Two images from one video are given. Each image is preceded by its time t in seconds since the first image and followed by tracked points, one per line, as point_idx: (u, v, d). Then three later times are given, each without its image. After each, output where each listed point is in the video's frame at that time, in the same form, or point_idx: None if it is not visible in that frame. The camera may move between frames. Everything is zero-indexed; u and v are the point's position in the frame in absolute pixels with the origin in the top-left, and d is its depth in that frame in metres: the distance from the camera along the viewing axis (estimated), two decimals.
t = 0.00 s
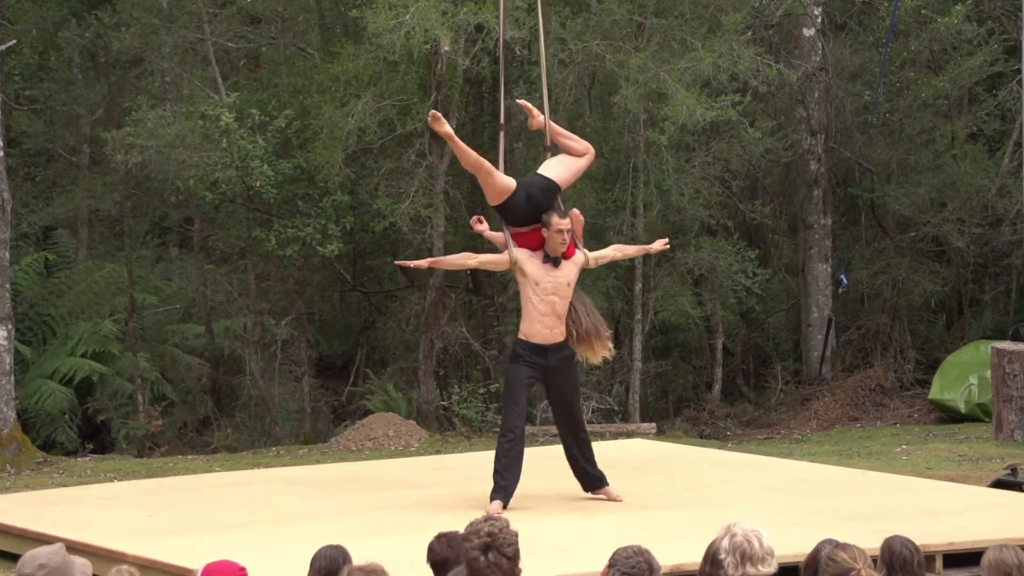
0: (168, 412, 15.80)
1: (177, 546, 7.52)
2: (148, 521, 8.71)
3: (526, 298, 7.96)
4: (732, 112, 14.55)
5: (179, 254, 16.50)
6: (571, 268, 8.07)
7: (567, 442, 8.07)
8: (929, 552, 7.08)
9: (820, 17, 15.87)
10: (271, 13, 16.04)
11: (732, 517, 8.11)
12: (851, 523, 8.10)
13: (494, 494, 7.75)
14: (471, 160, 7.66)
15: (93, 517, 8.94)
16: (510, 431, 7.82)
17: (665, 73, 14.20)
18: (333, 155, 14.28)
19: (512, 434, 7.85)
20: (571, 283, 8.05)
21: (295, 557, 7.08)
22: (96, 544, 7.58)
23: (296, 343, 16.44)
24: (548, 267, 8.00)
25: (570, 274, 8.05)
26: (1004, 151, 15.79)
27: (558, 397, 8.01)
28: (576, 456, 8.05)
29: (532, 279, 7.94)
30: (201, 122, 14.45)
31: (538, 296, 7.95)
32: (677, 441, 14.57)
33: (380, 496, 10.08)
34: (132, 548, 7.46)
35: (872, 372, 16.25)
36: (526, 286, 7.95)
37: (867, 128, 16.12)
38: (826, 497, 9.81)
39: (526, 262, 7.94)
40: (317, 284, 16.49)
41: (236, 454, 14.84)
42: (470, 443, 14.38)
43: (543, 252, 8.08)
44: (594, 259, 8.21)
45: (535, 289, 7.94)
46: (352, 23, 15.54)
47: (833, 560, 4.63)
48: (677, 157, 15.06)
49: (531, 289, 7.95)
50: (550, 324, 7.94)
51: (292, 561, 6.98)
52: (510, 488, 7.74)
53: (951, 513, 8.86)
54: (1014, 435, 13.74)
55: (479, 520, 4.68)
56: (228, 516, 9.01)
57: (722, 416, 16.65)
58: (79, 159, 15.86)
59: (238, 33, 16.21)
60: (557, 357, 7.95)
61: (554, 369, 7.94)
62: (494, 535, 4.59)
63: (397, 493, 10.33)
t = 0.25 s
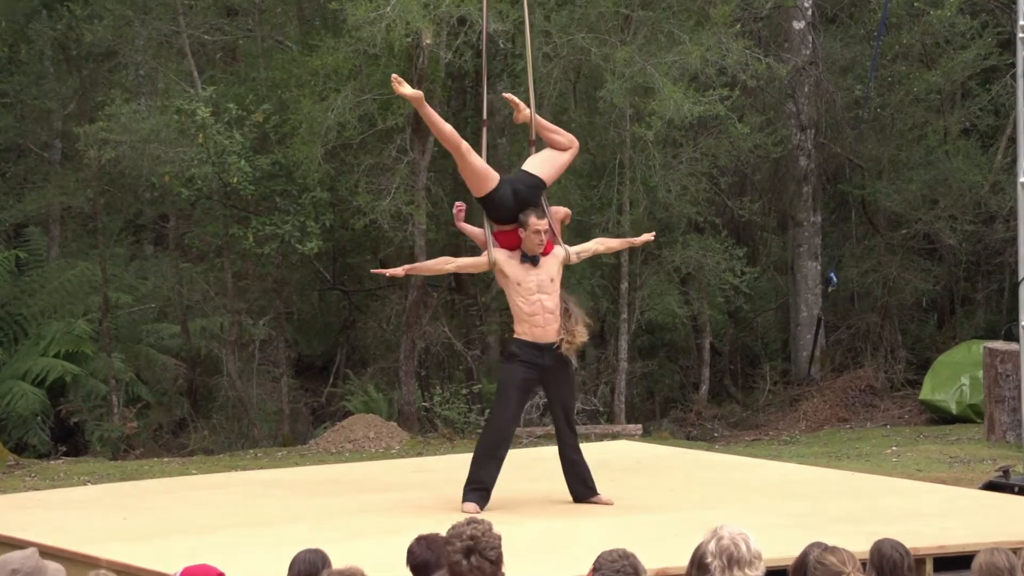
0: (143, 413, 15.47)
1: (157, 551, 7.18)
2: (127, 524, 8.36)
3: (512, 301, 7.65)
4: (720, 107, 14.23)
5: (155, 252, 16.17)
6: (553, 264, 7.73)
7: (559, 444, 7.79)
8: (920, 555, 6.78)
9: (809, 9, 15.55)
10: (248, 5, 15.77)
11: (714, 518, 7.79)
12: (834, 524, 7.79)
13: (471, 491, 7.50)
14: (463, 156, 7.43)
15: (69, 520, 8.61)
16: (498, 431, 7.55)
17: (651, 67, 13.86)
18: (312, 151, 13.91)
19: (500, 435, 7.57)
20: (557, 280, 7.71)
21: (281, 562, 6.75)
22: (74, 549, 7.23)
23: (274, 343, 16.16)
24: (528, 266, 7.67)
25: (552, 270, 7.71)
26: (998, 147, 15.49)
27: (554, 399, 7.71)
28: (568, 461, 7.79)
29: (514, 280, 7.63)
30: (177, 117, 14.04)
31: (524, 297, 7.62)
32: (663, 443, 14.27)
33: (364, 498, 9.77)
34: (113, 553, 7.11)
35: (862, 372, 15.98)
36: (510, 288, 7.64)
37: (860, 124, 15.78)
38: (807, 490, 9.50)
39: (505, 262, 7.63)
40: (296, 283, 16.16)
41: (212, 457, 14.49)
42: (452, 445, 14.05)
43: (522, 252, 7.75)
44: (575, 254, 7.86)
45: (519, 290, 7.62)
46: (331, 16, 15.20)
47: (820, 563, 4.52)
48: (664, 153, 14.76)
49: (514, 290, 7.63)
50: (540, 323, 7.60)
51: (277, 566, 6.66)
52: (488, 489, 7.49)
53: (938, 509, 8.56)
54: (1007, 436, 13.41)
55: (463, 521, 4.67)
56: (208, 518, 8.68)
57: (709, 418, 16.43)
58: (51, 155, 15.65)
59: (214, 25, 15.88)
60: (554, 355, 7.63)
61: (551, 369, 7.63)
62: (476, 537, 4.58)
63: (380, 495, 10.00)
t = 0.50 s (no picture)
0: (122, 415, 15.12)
1: (134, 554, 6.87)
2: (105, 524, 8.05)
3: (496, 300, 7.31)
4: (713, 101, 13.91)
5: (134, 250, 15.83)
6: (537, 260, 7.39)
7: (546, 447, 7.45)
8: (916, 560, 6.45)
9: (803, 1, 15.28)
10: None
11: (705, 520, 7.46)
12: (828, 526, 7.46)
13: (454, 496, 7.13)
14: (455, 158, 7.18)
15: (48, 520, 8.31)
16: (481, 434, 7.21)
17: (642, 60, 13.53)
18: (295, 146, 13.54)
19: (483, 437, 7.21)
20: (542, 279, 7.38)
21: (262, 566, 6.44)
22: (48, 552, 6.92)
23: (258, 343, 15.83)
24: (512, 263, 7.33)
25: (536, 266, 7.38)
26: (996, 142, 15.19)
27: (540, 400, 7.37)
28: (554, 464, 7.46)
29: (499, 278, 7.28)
30: (156, 111, 13.69)
31: (508, 296, 7.28)
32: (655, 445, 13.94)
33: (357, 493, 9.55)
34: (88, 558, 6.77)
35: (858, 372, 15.68)
36: (494, 287, 7.29)
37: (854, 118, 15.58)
38: (799, 489, 9.17)
39: (489, 260, 7.26)
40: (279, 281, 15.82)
41: (193, 459, 14.14)
42: (439, 447, 13.71)
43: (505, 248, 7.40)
44: (557, 250, 7.52)
45: (503, 288, 7.28)
46: (315, 7, 14.88)
47: (815, 567, 4.28)
48: (655, 148, 14.44)
49: (499, 288, 7.29)
50: (526, 323, 7.27)
51: (257, 571, 6.33)
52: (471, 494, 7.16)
53: (935, 508, 8.24)
54: (1006, 437, 13.09)
55: (449, 524, 4.41)
56: (190, 517, 8.37)
57: (702, 418, 16.14)
58: (28, 149, 15.24)
59: (195, 17, 15.56)
60: (539, 357, 7.27)
61: (536, 371, 7.28)
62: (462, 541, 4.33)
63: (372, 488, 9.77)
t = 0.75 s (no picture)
0: (114, 413, 14.98)
1: (127, 553, 6.70)
2: (98, 520, 7.88)
3: (495, 295, 7.11)
4: (711, 96, 13.74)
5: (125, 246, 15.67)
6: (535, 255, 7.23)
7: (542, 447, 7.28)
8: (916, 559, 6.29)
9: None
10: None
11: (704, 519, 7.30)
12: (828, 523, 7.29)
13: (451, 495, 6.93)
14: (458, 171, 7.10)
15: (42, 515, 8.16)
16: (479, 433, 7.02)
17: (639, 54, 13.36)
18: (289, 140, 13.36)
19: (481, 437, 7.03)
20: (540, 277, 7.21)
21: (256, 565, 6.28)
22: (40, 552, 6.76)
23: (251, 340, 15.69)
24: (512, 257, 7.14)
25: (535, 261, 7.21)
26: (998, 137, 15.03)
27: (538, 398, 7.19)
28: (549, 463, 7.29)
29: (499, 272, 7.09)
30: (148, 105, 13.53)
31: (509, 290, 7.09)
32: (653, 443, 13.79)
33: (357, 481, 9.41)
34: (83, 556, 6.61)
35: (858, 369, 15.54)
36: (494, 281, 7.10)
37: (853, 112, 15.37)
38: (797, 486, 9.01)
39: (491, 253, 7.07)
40: (272, 277, 15.66)
41: (185, 457, 13.97)
42: (434, 446, 13.54)
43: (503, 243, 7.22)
44: (551, 250, 7.37)
45: (504, 282, 7.08)
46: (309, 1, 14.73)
47: (814, 567, 4.20)
48: (652, 143, 14.28)
49: (499, 282, 7.09)
50: (526, 319, 7.09)
51: (253, 571, 6.17)
52: (469, 494, 6.97)
53: (936, 506, 8.08)
54: (1007, 435, 12.91)
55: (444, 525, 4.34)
56: (187, 509, 8.22)
57: (700, 416, 16.00)
58: (18, 145, 15.14)
59: (187, 11, 15.40)
60: (537, 354, 7.11)
61: (534, 369, 7.11)
62: (458, 541, 4.26)
63: (372, 478, 9.61)
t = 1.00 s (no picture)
0: (106, 411, 14.84)
1: (118, 552, 6.57)
2: (89, 518, 7.75)
3: (491, 291, 6.97)
4: (709, 91, 13.59)
5: (117, 243, 15.53)
6: (532, 252, 7.08)
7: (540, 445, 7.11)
8: (917, 559, 6.15)
9: None
10: None
11: (703, 519, 7.15)
12: (827, 522, 7.15)
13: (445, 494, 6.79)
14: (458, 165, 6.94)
15: (32, 513, 8.03)
16: (474, 430, 6.87)
17: (637, 49, 13.20)
18: (283, 136, 13.20)
19: (476, 435, 6.88)
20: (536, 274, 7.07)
21: (249, 564, 6.15)
22: (29, 551, 6.62)
23: (244, 338, 15.56)
24: (509, 253, 7.01)
25: (532, 257, 7.07)
26: (999, 132, 14.89)
27: (534, 395, 7.02)
28: (547, 461, 7.12)
29: (495, 267, 6.95)
30: (140, 100, 13.38)
31: (505, 285, 6.95)
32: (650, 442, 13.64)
33: (353, 479, 9.27)
34: (76, 557, 6.45)
35: (857, 367, 15.41)
36: (490, 277, 6.96)
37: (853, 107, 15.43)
38: (797, 485, 8.87)
39: (487, 248, 6.93)
40: (266, 274, 15.52)
41: (178, 457, 13.82)
42: (430, 445, 13.39)
43: (499, 238, 7.08)
44: (547, 248, 7.22)
45: (500, 277, 6.95)
46: None
47: (814, 567, 4.02)
48: (650, 139, 14.13)
49: (495, 277, 6.95)
50: (522, 315, 6.95)
51: (245, 570, 6.03)
52: (464, 494, 6.82)
53: (938, 504, 7.94)
54: (1008, 434, 12.78)
55: (440, 525, 4.24)
56: (178, 507, 8.09)
57: (698, 415, 15.87)
58: (9, 141, 15.03)
59: (180, 5, 15.28)
60: (533, 351, 6.95)
61: (529, 366, 6.94)
62: (454, 541, 4.15)
63: (368, 474, 9.47)
